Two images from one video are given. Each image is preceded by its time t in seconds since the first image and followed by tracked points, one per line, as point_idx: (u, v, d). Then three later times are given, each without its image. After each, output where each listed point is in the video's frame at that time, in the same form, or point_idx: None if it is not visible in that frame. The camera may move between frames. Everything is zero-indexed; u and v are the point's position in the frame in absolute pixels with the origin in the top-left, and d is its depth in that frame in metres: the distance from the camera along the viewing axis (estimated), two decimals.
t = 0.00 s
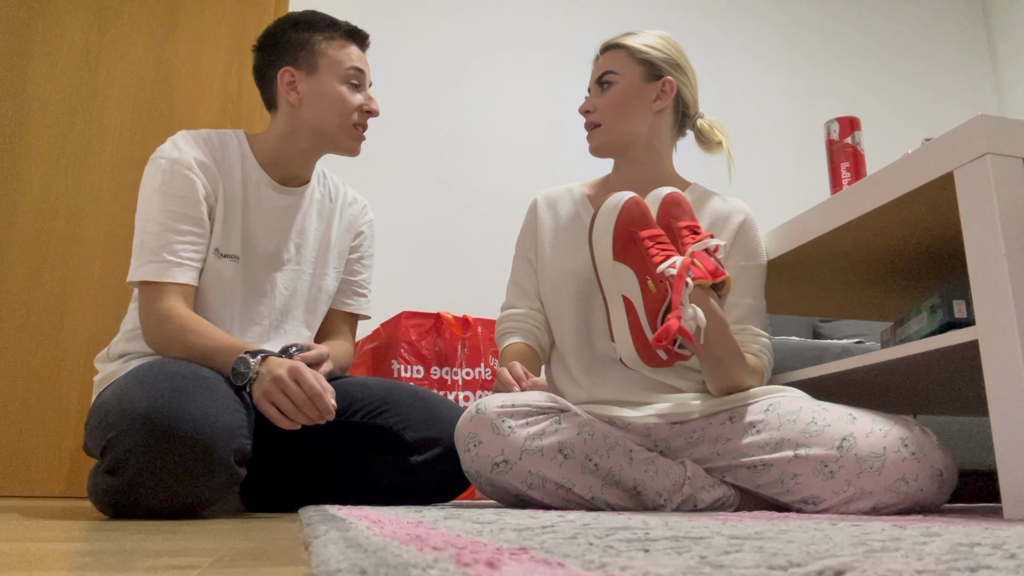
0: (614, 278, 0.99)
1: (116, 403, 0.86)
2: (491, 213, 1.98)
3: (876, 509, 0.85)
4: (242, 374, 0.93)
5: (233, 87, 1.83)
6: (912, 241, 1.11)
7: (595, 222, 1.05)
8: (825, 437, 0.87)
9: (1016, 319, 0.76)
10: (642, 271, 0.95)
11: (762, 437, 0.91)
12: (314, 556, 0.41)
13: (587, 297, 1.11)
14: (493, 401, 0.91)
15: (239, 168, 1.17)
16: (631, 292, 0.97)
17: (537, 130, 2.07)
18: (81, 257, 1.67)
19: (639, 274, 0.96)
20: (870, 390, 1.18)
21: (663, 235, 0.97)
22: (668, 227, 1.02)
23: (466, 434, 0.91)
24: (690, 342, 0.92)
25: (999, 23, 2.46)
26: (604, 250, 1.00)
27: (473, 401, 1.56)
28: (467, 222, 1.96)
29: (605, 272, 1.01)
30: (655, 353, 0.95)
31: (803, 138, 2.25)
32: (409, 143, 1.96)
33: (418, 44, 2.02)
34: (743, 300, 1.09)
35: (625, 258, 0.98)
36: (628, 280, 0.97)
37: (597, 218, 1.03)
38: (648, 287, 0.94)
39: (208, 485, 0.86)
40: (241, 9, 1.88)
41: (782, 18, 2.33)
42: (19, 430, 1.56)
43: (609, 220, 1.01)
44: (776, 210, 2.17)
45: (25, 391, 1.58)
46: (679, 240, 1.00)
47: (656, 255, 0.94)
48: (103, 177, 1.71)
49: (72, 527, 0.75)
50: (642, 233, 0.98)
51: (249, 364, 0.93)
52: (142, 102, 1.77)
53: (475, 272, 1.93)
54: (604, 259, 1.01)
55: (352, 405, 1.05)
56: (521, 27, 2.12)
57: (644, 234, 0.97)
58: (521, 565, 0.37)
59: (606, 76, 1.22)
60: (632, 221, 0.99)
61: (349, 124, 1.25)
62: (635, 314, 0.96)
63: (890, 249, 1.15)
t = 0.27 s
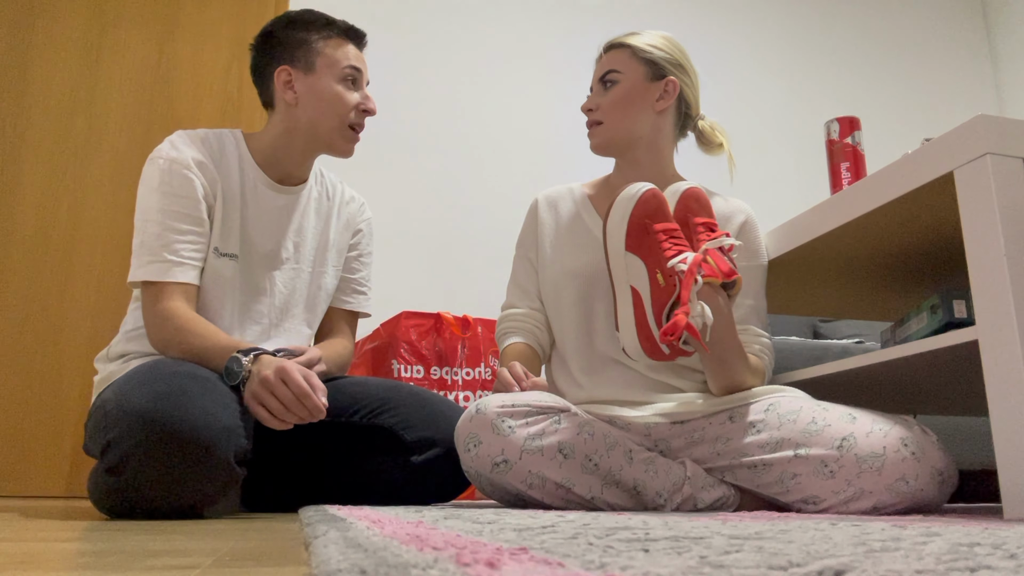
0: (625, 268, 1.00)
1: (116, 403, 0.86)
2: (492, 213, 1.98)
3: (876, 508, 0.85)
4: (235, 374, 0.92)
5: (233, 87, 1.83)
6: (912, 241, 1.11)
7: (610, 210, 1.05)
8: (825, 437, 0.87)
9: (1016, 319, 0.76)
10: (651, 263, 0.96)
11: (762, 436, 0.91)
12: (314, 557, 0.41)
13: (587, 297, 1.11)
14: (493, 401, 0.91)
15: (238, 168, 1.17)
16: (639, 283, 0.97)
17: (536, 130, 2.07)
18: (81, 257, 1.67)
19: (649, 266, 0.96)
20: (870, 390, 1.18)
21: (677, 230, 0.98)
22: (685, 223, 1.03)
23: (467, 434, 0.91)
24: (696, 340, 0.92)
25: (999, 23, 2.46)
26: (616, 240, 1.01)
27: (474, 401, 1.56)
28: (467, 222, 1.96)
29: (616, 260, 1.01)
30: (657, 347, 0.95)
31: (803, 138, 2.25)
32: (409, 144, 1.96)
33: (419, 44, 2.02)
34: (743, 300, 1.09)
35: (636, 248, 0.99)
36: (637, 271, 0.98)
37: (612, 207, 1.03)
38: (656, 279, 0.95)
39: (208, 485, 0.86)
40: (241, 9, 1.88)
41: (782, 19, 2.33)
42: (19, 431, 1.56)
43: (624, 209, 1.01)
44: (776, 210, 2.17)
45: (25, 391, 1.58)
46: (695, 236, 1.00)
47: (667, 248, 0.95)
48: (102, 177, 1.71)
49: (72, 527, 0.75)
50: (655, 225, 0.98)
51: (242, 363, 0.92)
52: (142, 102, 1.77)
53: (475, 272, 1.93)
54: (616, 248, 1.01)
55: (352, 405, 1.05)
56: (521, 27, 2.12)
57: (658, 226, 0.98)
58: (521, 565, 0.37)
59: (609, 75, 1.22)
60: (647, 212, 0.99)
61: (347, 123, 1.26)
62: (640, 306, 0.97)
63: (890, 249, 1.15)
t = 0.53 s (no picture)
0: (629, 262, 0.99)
1: (116, 402, 0.86)
2: (492, 213, 1.98)
3: (877, 508, 0.85)
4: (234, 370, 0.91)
5: (233, 87, 1.83)
6: (911, 241, 1.11)
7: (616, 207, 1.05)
8: (825, 437, 0.87)
9: (1016, 319, 0.76)
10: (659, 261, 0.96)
11: (762, 436, 0.90)
12: (314, 556, 0.41)
13: (588, 297, 1.11)
14: (493, 400, 0.91)
15: (234, 168, 1.17)
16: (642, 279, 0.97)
17: (536, 130, 2.07)
18: (80, 257, 1.67)
19: (655, 264, 0.96)
20: (870, 390, 1.18)
21: (684, 230, 0.98)
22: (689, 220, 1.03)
23: (466, 434, 0.91)
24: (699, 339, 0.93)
25: (999, 23, 2.46)
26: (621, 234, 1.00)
27: (474, 401, 1.56)
28: (466, 222, 1.96)
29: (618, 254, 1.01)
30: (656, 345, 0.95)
31: (803, 138, 2.25)
32: (409, 143, 1.96)
33: (419, 44, 2.02)
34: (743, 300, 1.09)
35: (642, 244, 0.98)
36: (642, 268, 0.97)
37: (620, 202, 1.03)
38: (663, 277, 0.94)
39: (208, 485, 0.86)
40: (241, 9, 1.88)
41: (782, 18, 2.33)
42: (18, 432, 1.56)
43: (631, 204, 1.01)
44: (776, 210, 2.17)
45: (25, 391, 1.58)
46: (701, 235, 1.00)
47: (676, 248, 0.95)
48: (102, 177, 1.71)
49: (72, 528, 0.75)
50: (662, 223, 0.98)
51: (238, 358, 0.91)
52: (142, 102, 1.77)
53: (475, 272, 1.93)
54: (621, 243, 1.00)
55: (353, 404, 1.05)
56: (521, 27, 2.12)
57: (665, 225, 0.98)
58: (521, 565, 0.37)
59: (615, 74, 1.21)
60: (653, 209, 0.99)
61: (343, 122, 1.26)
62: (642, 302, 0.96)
63: (890, 249, 1.15)
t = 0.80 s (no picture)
0: (625, 270, 1.00)
1: (116, 403, 0.86)
2: (492, 214, 1.98)
3: (877, 508, 0.85)
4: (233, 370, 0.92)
5: (233, 87, 1.83)
6: (911, 241, 1.11)
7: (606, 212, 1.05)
8: (825, 437, 0.87)
9: (1016, 319, 0.76)
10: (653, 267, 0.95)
11: (762, 436, 0.91)
12: (314, 557, 0.41)
13: (587, 297, 1.11)
14: (493, 401, 0.91)
15: (228, 171, 1.17)
16: (638, 287, 0.97)
17: (536, 130, 2.07)
18: (80, 257, 1.67)
19: (649, 271, 0.96)
20: (870, 390, 1.18)
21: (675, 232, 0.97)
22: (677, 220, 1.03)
23: (467, 435, 0.91)
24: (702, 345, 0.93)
25: (999, 23, 2.45)
26: (614, 242, 1.01)
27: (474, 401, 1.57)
28: (466, 222, 1.96)
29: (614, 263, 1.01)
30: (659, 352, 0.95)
31: (803, 138, 2.25)
32: (409, 144, 1.96)
33: (419, 44, 2.02)
34: (742, 300, 1.09)
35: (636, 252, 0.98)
36: (638, 275, 0.97)
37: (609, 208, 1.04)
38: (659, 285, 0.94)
39: (208, 485, 0.86)
40: (240, 10, 1.88)
41: (782, 18, 2.33)
42: (19, 432, 1.56)
43: (622, 210, 1.01)
44: (776, 210, 2.17)
45: (25, 391, 1.58)
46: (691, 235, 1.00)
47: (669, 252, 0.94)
48: (102, 177, 1.71)
49: (74, 528, 0.75)
50: (654, 228, 0.98)
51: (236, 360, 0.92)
52: (142, 102, 1.77)
53: (475, 272, 1.93)
54: (613, 251, 1.01)
55: (353, 404, 1.05)
56: (521, 27, 2.12)
57: (658, 229, 0.97)
58: (521, 565, 0.37)
59: (626, 73, 1.21)
60: (643, 215, 1.00)
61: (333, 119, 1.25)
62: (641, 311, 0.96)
63: (890, 249, 1.15)
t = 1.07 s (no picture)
0: (615, 286, 0.98)
1: (115, 403, 0.86)
2: (491, 213, 1.98)
3: (876, 508, 0.85)
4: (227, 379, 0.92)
5: (233, 87, 1.83)
6: (911, 241, 1.11)
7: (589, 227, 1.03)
8: (823, 438, 0.87)
9: (1016, 319, 0.76)
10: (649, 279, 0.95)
11: (761, 437, 0.91)
12: (314, 557, 0.41)
13: (587, 298, 1.11)
14: (492, 403, 0.91)
15: (226, 171, 1.17)
16: (634, 300, 0.96)
17: (536, 130, 2.07)
18: (80, 256, 1.67)
19: (645, 283, 0.95)
20: (869, 390, 1.18)
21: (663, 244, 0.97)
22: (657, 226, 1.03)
23: (467, 437, 0.91)
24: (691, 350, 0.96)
25: (999, 23, 2.45)
26: (603, 257, 0.99)
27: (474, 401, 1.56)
28: (466, 222, 1.96)
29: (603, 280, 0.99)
30: (659, 361, 0.95)
31: (803, 137, 2.25)
32: (409, 144, 1.96)
33: (419, 44, 2.02)
34: (743, 301, 1.10)
35: (627, 266, 0.98)
36: (633, 289, 0.97)
37: (593, 223, 1.01)
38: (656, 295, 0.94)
39: (208, 485, 0.86)
40: (241, 10, 1.88)
41: (782, 18, 2.33)
42: (18, 432, 1.56)
43: (609, 225, 0.99)
44: (776, 210, 2.17)
45: (24, 391, 1.58)
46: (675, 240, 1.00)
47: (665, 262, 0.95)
48: (102, 177, 1.71)
49: (76, 528, 0.75)
50: (643, 242, 0.97)
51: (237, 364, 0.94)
52: (142, 102, 1.77)
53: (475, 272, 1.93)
54: (603, 266, 0.99)
55: (353, 404, 1.05)
56: (521, 27, 2.12)
57: (646, 242, 0.97)
58: (521, 565, 0.37)
59: (652, 71, 1.20)
60: (632, 229, 0.98)
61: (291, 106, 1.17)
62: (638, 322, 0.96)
63: (890, 250, 1.15)
